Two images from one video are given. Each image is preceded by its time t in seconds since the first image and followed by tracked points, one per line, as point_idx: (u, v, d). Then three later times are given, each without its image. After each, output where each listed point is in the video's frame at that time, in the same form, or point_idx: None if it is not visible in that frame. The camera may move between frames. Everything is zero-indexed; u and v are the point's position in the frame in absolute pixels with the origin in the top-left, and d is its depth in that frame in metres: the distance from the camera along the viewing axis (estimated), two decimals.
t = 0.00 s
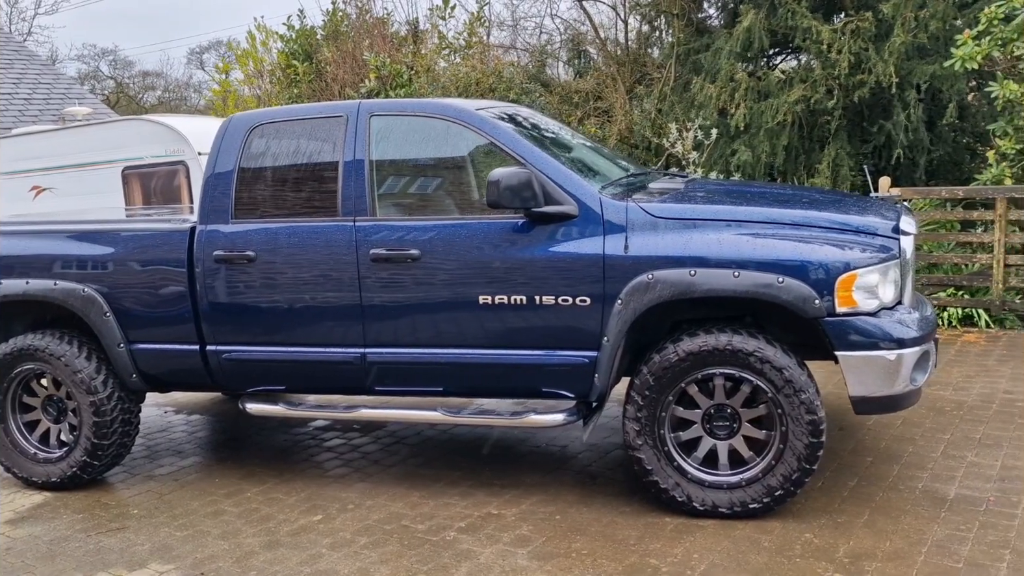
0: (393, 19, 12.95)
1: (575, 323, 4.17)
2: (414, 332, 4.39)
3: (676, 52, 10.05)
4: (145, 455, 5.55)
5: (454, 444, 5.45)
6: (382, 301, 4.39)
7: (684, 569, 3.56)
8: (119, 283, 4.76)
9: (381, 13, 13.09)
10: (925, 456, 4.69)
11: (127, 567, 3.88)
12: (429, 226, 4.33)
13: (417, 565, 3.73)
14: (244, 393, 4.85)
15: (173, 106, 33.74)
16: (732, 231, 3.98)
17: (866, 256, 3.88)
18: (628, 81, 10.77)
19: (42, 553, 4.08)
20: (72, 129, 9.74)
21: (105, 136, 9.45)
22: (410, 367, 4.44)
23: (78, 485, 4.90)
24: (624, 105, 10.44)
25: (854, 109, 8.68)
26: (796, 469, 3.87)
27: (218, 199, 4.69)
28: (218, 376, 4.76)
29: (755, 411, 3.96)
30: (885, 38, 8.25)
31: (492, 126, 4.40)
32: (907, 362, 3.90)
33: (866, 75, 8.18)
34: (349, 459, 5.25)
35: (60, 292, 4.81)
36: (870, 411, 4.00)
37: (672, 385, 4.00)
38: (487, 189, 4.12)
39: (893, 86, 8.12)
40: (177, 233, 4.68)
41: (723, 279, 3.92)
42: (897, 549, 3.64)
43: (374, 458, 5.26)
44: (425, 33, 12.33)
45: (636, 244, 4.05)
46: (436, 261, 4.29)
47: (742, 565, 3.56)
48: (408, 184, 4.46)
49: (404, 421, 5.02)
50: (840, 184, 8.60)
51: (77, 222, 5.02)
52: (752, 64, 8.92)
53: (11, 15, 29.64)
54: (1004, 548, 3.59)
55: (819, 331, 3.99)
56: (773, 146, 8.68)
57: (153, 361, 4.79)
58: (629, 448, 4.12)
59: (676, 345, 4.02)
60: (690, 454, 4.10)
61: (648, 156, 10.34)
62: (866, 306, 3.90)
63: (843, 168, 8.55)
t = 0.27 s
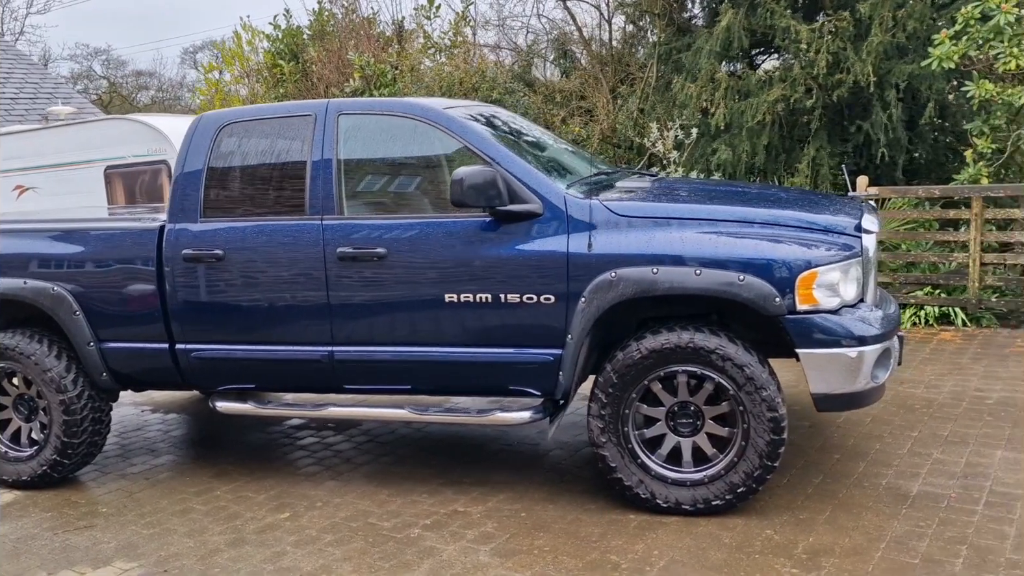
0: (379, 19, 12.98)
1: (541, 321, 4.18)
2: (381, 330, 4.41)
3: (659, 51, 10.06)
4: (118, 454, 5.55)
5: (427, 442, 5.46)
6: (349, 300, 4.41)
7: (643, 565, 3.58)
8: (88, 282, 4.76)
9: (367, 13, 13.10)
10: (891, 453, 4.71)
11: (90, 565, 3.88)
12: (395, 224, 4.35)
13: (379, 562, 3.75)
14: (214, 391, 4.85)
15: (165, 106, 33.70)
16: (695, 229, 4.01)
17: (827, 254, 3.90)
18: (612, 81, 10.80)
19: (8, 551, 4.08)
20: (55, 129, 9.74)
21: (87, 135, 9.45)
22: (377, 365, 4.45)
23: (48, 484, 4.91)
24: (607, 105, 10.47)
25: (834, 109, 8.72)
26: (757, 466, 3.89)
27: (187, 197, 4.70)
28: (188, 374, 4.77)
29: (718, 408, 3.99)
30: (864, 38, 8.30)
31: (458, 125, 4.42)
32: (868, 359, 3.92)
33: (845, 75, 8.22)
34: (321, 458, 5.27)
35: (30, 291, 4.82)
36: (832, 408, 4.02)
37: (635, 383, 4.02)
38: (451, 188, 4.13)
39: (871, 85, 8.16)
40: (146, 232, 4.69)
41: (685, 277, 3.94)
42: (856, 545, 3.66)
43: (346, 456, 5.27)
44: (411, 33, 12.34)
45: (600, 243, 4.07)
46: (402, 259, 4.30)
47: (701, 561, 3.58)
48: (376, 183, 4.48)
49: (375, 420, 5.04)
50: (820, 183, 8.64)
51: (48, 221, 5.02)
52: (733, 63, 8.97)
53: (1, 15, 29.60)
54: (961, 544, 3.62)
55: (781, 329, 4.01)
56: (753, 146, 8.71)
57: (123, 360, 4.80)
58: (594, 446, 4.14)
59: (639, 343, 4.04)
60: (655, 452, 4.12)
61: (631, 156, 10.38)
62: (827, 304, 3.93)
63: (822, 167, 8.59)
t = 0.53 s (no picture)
0: (368, 19, 13.01)
1: (511, 321, 4.20)
2: (353, 331, 4.42)
3: (644, 52, 10.08)
4: (95, 454, 5.56)
5: (403, 442, 5.48)
6: (321, 300, 4.42)
7: (607, 564, 3.60)
8: (62, 282, 4.77)
9: (356, 13, 13.13)
10: (862, 453, 4.74)
11: (59, 564, 3.89)
12: (366, 225, 4.36)
13: (346, 562, 3.76)
14: (188, 391, 4.87)
15: (159, 105, 33.69)
16: (662, 230, 4.03)
17: (793, 256, 3.93)
18: (598, 82, 10.84)
19: None
20: (40, 128, 9.74)
21: (73, 135, 9.45)
22: (349, 365, 4.47)
23: (23, 484, 4.92)
24: (592, 105, 10.51)
25: (817, 110, 8.76)
26: (724, 466, 3.91)
27: (160, 198, 4.71)
28: (162, 375, 4.78)
29: (686, 408, 4.01)
30: (845, 40, 8.35)
31: (429, 126, 4.44)
32: (834, 360, 3.94)
33: (827, 76, 8.27)
34: (297, 458, 5.28)
35: (4, 291, 4.83)
36: (799, 408, 4.04)
37: (603, 383, 4.05)
38: (420, 189, 4.16)
39: (853, 87, 8.20)
40: (119, 232, 4.70)
41: (652, 277, 3.96)
42: (819, 545, 3.69)
43: (322, 456, 5.29)
44: (399, 33, 12.36)
45: (568, 244, 4.09)
46: (373, 260, 4.32)
47: (665, 561, 3.60)
48: (348, 184, 4.49)
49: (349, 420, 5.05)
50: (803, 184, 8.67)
51: (23, 221, 5.03)
52: (717, 64, 9.01)
53: None
54: (923, 543, 3.64)
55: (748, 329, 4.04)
56: (736, 147, 8.75)
57: (97, 360, 4.81)
58: (563, 446, 4.16)
59: (607, 343, 4.06)
60: (623, 452, 4.14)
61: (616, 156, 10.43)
62: (793, 305, 3.95)
63: (806, 168, 8.63)
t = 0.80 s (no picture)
0: (364, 19, 13.05)
1: (495, 322, 4.21)
2: (338, 331, 4.43)
3: (637, 53, 10.12)
4: (83, 453, 5.57)
5: (390, 443, 5.49)
6: (307, 301, 4.43)
7: (589, 565, 3.61)
8: (49, 282, 4.78)
9: (352, 13, 13.15)
10: (847, 455, 4.75)
11: (42, 564, 3.90)
12: (352, 226, 4.37)
13: (329, 562, 3.77)
14: (175, 391, 4.87)
15: (157, 104, 33.69)
16: (646, 232, 4.04)
17: (777, 258, 3.94)
18: (591, 83, 10.86)
19: None
20: (34, 128, 9.75)
21: (66, 134, 9.46)
22: (335, 366, 4.47)
23: (9, 483, 4.92)
24: (586, 106, 10.53)
25: (809, 111, 8.78)
26: (707, 467, 3.92)
27: (147, 198, 4.72)
28: (149, 374, 4.79)
29: (669, 410, 4.01)
30: (837, 42, 8.38)
31: (415, 127, 4.45)
32: (817, 362, 3.95)
33: (818, 78, 8.29)
34: (285, 458, 5.29)
35: None
36: (782, 409, 4.06)
37: (586, 384, 4.06)
38: (405, 190, 4.16)
39: (844, 89, 8.22)
40: (106, 232, 4.71)
41: (636, 279, 3.97)
42: (800, 546, 3.70)
43: (310, 456, 5.30)
44: (394, 33, 12.37)
45: (553, 245, 4.10)
46: (358, 260, 4.33)
47: (646, 562, 3.62)
48: (334, 184, 4.50)
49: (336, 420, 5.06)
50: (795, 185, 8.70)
51: (11, 221, 5.04)
52: (710, 66, 9.04)
53: None
54: (904, 545, 3.66)
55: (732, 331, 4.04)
56: (728, 148, 8.78)
57: (84, 359, 4.81)
58: (547, 447, 4.17)
59: (591, 345, 4.07)
60: (607, 453, 4.15)
61: (609, 157, 10.47)
62: (776, 307, 3.96)
63: (797, 170, 8.65)
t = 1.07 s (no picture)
0: (364, 20, 13.07)
1: (492, 325, 4.21)
2: (335, 332, 4.43)
3: (637, 54, 10.13)
4: (80, 454, 5.57)
5: (387, 444, 5.49)
6: (304, 302, 4.43)
7: (584, 567, 3.61)
8: (46, 283, 4.78)
9: (352, 14, 13.15)
10: (844, 458, 4.76)
11: (38, 565, 3.90)
12: (349, 227, 4.37)
13: (324, 563, 3.77)
14: (172, 392, 4.87)
15: (158, 104, 33.70)
16: (642, 234, 4.04)
17: (774, 261, 3.94)
18: (591, 84, 10.88)
19: None
20: (33, 128, 9.75)
21: (65, 134, 9.46)
22: (331, 367, 4.47)
23: (6, 484, 4.92)
24: (585, 108, 10.54)
25: (808, 113, 8.78)
26: (702, 470, 3.92)
27: (145, 198, 4.72)
28: (146, 375, 4.79)
29: (665, 412, 4.02)
30: (835, 44, 8.39)
31: (412, 128, 4.45)
32: (813, 365, 3.95)
33: (817, 80, 8.29)
34: (282, 459, 5.29)
35: None
36: (778, 412, 4.06)
37: (582, 386, 4.06)
38: (401, 192, 4.16)
39: (843, 91, 8.23)
40: (103, 232, 4.71)
41: (632, 281, 3.97)
42: (796, 549, 3.70)
43: (307, 457, 5.30)
44: (393, 34, 12.37)
45: (549, 247, 4.10)
46: (355, 262, 4.33)
47: (641, 564, 3.62)
48: (331, 186, 4.51)
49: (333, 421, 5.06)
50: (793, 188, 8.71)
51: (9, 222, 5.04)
52: (709, 68, 9.05)
53: None
54: (899, 548, 3.66)
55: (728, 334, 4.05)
56: (727, 150, 8.79)
57: (81, 360, 4.81)
58: (543, 449, 4.17)
59: (587, 347, 4.07)
60: (603, 455, 4.15)
61: (608, 158, 10.49)
62: (773, 310, 3.96)
63: (796, 172, 8.66)
